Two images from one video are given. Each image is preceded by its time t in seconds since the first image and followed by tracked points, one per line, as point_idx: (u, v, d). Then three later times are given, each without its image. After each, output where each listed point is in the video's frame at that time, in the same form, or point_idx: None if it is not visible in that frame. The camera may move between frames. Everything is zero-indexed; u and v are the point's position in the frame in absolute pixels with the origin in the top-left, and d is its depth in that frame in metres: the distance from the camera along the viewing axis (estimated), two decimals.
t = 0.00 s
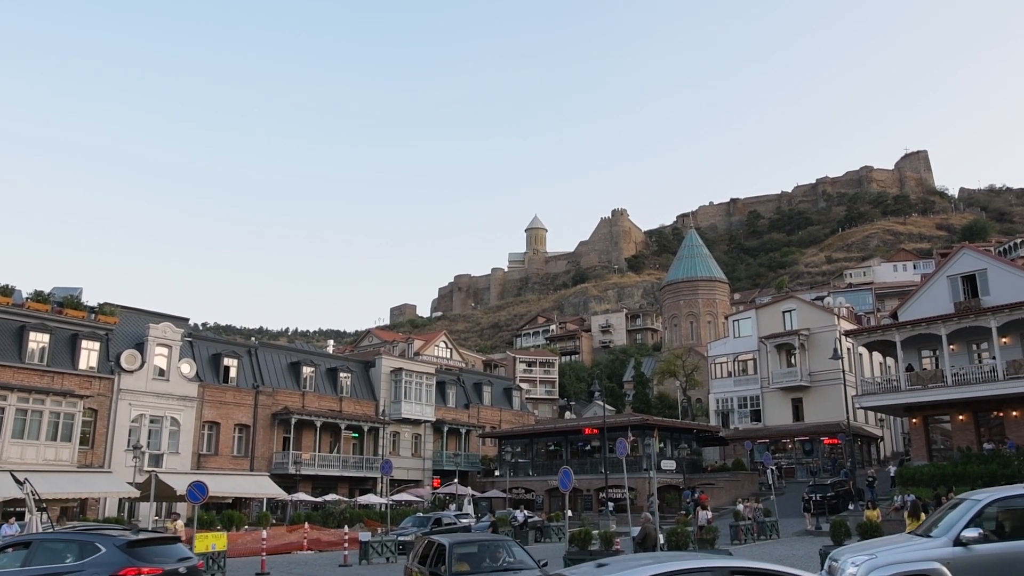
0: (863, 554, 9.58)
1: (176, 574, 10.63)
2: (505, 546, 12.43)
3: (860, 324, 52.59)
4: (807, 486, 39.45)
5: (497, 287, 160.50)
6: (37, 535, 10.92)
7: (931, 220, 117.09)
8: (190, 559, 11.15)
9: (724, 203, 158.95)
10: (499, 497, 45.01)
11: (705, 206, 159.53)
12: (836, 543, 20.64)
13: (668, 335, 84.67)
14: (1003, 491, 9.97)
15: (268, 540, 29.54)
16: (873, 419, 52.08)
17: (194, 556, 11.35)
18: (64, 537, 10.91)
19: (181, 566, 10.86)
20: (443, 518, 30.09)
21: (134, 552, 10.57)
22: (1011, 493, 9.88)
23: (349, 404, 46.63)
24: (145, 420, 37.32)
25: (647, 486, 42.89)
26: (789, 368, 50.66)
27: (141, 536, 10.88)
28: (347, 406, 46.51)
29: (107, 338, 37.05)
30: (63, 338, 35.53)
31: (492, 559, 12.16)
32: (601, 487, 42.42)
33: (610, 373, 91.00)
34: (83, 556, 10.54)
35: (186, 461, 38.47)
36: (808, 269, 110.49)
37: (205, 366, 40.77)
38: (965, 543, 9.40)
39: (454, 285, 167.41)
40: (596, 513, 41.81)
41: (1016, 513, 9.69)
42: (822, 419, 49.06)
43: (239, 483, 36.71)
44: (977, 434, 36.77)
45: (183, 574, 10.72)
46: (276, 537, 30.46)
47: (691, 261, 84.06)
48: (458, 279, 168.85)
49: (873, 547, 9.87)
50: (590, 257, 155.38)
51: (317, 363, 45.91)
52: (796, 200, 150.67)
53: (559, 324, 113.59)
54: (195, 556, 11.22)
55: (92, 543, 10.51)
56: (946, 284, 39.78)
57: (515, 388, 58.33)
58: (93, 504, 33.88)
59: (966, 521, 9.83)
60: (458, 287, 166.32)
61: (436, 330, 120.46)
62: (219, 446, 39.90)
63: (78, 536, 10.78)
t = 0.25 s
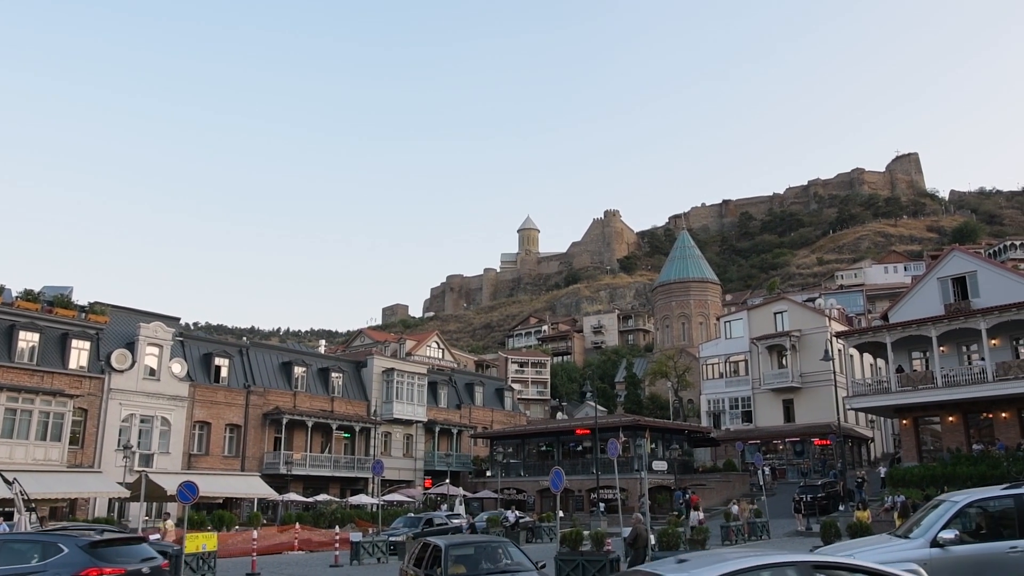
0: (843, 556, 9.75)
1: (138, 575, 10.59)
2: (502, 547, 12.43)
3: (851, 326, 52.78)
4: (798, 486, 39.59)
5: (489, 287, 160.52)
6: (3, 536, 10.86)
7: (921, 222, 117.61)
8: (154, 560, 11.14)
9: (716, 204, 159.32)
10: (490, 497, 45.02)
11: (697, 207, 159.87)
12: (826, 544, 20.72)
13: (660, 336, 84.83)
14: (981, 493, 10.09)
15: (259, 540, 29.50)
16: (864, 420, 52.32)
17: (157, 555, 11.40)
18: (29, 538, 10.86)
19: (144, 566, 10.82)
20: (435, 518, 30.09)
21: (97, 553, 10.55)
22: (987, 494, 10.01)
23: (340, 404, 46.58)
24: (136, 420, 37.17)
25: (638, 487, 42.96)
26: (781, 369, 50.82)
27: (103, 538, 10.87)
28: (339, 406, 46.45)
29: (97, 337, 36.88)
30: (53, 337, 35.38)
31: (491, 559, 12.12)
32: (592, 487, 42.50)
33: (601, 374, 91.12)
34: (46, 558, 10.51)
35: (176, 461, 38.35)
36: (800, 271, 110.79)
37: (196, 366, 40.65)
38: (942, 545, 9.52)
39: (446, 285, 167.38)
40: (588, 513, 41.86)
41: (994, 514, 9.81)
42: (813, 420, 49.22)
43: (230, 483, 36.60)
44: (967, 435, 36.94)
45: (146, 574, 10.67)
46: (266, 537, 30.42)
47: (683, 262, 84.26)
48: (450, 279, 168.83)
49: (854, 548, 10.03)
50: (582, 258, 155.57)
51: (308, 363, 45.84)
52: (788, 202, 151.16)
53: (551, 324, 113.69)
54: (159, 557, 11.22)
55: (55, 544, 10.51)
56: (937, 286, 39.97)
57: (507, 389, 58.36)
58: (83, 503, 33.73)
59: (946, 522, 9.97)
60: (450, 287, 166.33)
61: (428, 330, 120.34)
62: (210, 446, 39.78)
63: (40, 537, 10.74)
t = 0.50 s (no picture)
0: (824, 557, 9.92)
1: None
2: (500, 550, 12.41)
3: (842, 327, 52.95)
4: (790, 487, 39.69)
5: (482, 287, 160.46)
6: None
7: (912, 224, 118.06)
8: (113, 561, 11.49)
9: (709, 206, 159.64)
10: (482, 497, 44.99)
11: (690, 209, 160.17)
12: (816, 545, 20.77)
13: (652, 336, 84.96)
14: (962, 494, 10.21)
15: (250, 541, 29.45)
16: (855, 421, 52.51)
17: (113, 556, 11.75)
18: None
19: (103, 567, 11.17)
20: (426, 519, 30.06)
21: (55, 554, 10.82)
22: (966, 495, 10.13)
23: (332, 404, 46.50)
24: (126, 420, 37.04)
25: (630, 487, 43.02)
26: (772, 370, 50.95)
27: (61, 538, 11.13)
28: (331, 406, 46.38)
29: (88, 336, 36.74)
30: (43, 336, 35.24)
31: (491, 562, 12.14)
32: (584, 488, 42.55)
33: (594, 375, 91.18)
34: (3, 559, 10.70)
35: (167, 461, 38.25)
36: (791, 272, 111.08)
37: (187, 365, 40.54)
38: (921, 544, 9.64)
39: (439, 285, 167.27)
40: (579, 514, 41.88)
41: (975, 515, 9.92)
42: (804, 421, 49.36)
43: (220, 483, 36.49)
44: (957, 437, 37.10)
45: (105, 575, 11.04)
46: (257, 537, 30.36)
47: (675, 263, 84.39)
48: (443, 279, 168.73)
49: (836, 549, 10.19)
50: (574, 258, 155.65)
51: (300, 363, 45.75)
52: (780, 204, 151.55)
53: (544, 325, 113.71)
54: (119, 557, 11.58)
55: (12, 546, 10.71)
56: (927, 288, 40.14)
57: (499, 389, 58.36)
58: (73, 504, 33.59)
59: (926, 522, 10.09)
60: (443, 287, 166.25)
61: (420, 330, 120.26)
62: (201, 446, 39.67)
63: None
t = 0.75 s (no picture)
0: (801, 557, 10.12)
1: None
2: (501, 551, 12.32)
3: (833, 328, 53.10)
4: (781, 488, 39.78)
5: (474, 288, 160.47)
6: None
7: (903, 226, 118.59)
8: (72, 561, 11.39)
9: (701, 207, 160.04)
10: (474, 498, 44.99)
11: (682, 210, 160.55)
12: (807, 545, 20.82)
13: (643, 337, 85.07)
14: (939, 495, 10.32)
15: (240, 541, 29.36)
16: (845, 422, 52.73)
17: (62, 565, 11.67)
18: None
19: (60, 569, 11.11)
20: (418, 519, 30.02)
21: (10, 556, 10.76)
22: (944, 497, 10.23)
23: (323, 404, 46.43)
24: (116, 420, 36.90)
25: (621, 488, 43.06)
26: (763, 371, 51.10)
27: (16, 540, 11.05)
28: (322, 406, 46.28)
29: (78, 336, 36.56)
30: (33, 335, 35.06)
31: (490, 564, 12.05)
32: (575, 488, 42.59)
33: (585, 375, 91.24)
34: None
35: (157, 461, 38.11)
36: (783, 273, 111.40)
37: (178, 365, 40.40)
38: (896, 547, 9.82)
39: (431, 286, 167.13)
40: (570, 514, 41.91)
41: (950, 516, 10.03)
42: (795, 422, 49.52)
43: (211, 484, 36.37)
44: (946, 438, 37.27)
45: None
46: (248, 538, 30.31)
47: (667, 264, 84.51)
48: (435, 279, 168.62)
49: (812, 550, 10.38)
50: (566, 259, 155.74)
51: (291, 363, 45.66)
52: (772, 205, 152.02)
53: (535, 325, 113.73)
54: (78, 558, 11.46)
55: None
56: (917, 290, 40.32)
57: (491, 390, 58.36)
58: (62, 504, 33.44)
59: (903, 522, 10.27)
60: (435, 287, 166.11)
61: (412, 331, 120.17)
62: (191, 446, 39.55)
63: None
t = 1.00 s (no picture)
0: (779, 557, 10.22)
1: None
2: (502, 553, 11.98)
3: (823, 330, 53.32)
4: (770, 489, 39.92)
5: (464, 288, 160.41)
6: None
7: (892, 228, 119.17)
8: (26, 561, 12.22)
9: (691, 208, 160.39)
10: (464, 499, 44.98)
11: (672, 211, 160.86)
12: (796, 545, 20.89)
13: (634, 338, 85.20)
14: (916, 496, 10.39)
15: (229, 542, 29.25)
16: (835, 423, 52.95)
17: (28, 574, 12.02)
18: None
19: (14, 568, 11.97)
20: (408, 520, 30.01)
21: None
22: (921, 498, 10.30)
23: (314, 405, 46.32)
24: (105, 420, 36.74)
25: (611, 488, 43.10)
26: (753, 372, 51.25)
27: None
28: (312, 407, 46.18)
29: (66, 336, 36.36)
30: (21, 335, 34.86)
31: (490, 566, 11.72)
32: (565, 489, 42.62)
33: (576, 376, 91.32)
34: None
35: (146, 462, 37.96)
36: (773, 275, 111.77)
37: (167, 365, 40.24)
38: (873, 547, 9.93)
39: (422, 286, 167.01)
40: (561, 515, 41.95)
41: (926, 517, 10.11)
42: (785, 423, 49.70)
43: (200, 484, 36.21)
44: (935, 438, 37.46)
45: None
46: (238, 538, 30.20)
47: (657, 265, 84.67)
48: (425, 279, 168.49)
49: (790, 550, 10.48)
50: (557, 259, 155.84)
51: (281, 363, 45.54)
52: (762, 207, 152.52)
53: (526, 326, 113.77)
54: (32, 558, 12.27)
55: None
56: (906, 291, 40.52)
57: (482, 390, 58.37)
58: (50, 504, 33.25)
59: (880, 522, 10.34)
60: (426, 287, 166.00)
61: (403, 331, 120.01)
62: (180, 446, 39.41)
63: None
